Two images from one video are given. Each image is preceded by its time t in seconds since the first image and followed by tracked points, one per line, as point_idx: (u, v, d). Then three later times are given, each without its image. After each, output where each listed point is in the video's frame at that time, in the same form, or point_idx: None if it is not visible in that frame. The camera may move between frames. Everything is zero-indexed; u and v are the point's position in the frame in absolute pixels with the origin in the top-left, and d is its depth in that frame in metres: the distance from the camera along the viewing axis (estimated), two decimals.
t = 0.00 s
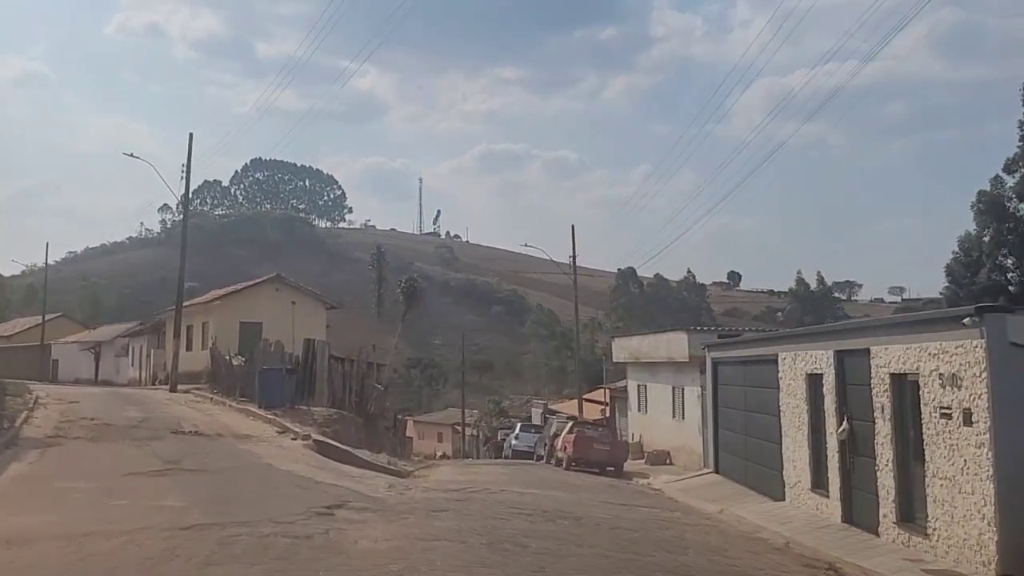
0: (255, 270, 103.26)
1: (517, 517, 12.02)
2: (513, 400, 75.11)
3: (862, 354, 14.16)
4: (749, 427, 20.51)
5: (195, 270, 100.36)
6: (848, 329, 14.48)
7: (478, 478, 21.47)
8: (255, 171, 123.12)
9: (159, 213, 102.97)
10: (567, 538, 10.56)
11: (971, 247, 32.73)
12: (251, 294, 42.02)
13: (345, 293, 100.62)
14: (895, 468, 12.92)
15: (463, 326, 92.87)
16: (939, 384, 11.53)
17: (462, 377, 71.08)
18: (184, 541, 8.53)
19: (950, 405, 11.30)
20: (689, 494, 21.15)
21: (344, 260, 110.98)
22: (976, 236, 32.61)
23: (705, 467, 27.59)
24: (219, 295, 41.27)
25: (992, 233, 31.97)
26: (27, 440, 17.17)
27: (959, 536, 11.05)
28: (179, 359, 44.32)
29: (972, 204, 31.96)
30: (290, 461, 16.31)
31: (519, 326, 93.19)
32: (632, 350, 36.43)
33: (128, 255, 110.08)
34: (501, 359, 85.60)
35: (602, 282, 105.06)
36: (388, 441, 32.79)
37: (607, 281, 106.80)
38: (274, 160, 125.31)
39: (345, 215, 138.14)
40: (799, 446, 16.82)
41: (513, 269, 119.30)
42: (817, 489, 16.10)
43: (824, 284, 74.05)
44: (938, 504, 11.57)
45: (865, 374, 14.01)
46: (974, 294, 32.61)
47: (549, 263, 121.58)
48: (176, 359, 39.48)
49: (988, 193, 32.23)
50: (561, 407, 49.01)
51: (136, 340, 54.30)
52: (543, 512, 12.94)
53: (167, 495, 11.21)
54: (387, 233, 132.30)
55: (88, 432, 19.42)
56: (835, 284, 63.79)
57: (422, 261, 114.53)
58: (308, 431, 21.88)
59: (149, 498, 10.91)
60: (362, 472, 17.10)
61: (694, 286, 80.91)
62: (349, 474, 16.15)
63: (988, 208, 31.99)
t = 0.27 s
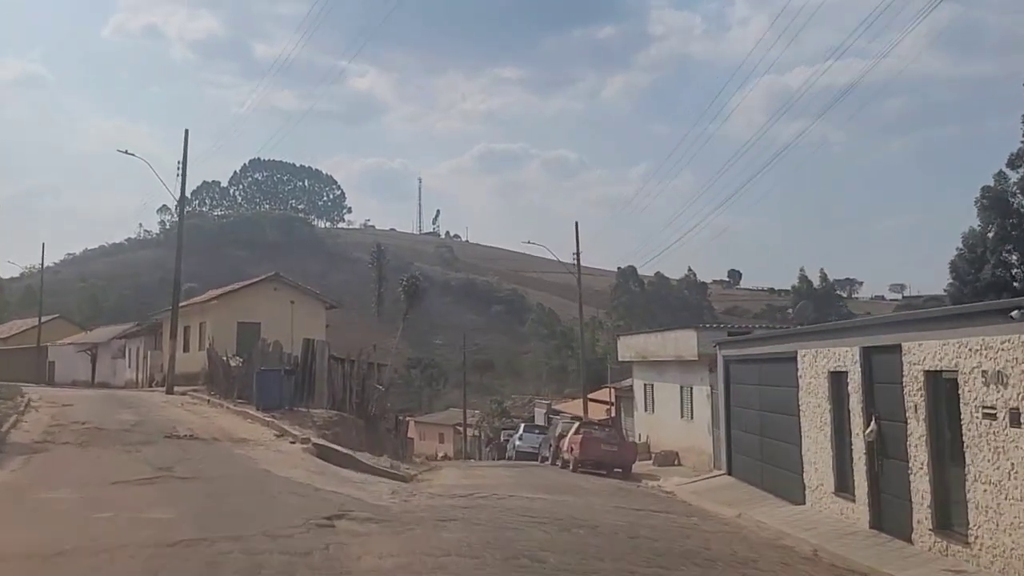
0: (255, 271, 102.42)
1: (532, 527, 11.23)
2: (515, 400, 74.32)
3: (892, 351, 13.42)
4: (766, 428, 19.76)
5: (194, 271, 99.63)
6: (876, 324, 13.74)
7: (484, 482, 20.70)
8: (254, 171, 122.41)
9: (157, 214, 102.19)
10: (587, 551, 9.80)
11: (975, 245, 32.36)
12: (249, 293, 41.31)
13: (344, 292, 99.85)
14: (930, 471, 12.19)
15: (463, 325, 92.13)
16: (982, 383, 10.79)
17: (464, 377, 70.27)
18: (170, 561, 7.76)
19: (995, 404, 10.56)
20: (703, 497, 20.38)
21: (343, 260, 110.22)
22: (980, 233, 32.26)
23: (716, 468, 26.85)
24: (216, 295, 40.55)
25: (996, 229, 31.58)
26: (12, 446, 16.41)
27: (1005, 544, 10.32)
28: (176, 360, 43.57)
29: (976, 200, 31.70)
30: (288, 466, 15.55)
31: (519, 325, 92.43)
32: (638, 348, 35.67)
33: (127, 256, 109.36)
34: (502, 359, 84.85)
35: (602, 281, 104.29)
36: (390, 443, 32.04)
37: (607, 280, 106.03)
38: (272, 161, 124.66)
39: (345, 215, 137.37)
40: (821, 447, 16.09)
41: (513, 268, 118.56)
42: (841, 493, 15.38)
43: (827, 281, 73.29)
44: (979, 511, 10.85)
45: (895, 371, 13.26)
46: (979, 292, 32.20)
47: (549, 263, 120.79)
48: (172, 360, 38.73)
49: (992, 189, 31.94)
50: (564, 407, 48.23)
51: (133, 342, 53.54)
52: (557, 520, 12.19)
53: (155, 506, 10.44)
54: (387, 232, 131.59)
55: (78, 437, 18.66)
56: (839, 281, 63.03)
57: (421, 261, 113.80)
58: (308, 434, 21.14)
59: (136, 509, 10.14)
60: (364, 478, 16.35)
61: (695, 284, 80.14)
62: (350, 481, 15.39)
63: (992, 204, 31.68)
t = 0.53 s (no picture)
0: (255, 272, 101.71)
1: (545, 536, 10.59)
2: (517, 400, 73.63)
3: (922, 346, 12.75)
4: (782, 427, 19.08)
5: (193, 273, 98.99)
6: (904, 319, 13.08)
7: (489, 485, 20.02)
8: (253, 173, 121.79)
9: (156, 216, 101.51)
10: (608, 562, 9.15)
11: (981, 240, 33.33)
12: (248, 294, 40.65)
13: (344, 293, 99.21)
14: (966, 473, 11.52)
15: (464, 326, 91.53)
16: None
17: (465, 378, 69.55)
18: None
19: None
20: (717, 499, 19.69)
21: (342, 261, 109.58)
22: (985, 229, 33.17)
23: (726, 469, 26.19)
24: (214, 295, 39.90)
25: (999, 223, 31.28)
26: None
27: None
28: (173, 362, 42.90)
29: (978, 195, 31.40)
30: (286, 472, 14.86)
31: (520, 326, 91.79)
32: (644, 347, 35.02)
33: (126, 259, 108.67)
34: (503, 359, 84.26)
35: (603, 281, 103.67)
36: (392, 446, 31.37)
37: (607, 279, 105.43)
38: (271, 162, 124.14)
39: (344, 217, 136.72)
40: (843, 448, 15.42)
41: (513, 268, 117.95)
42: (865, 495, 14.72)
43: (829, 279, 72.81)
44: None
45: (926, 368, 12.61)
46: (986, 286, 33.27)
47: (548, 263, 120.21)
48: (170, 362, 38.10)
49: (994, 184, 32.70)
50: (568, 407, 47.56)
51: (131, 344, 52.89)
52: (571, 529, 11.52)
53: (145, 516, 9.78)
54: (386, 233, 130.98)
55: (69, 442, 17.97)
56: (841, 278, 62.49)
57: (421, 261, 113.18)
58: (308, 437, 20.48)
59: (124, 520, 9.49)
60: (366, 483, 15.68)
61: (695, 283, 79.61)
62: (352, 486, 14.70)
63: (996, 200, 32.50)
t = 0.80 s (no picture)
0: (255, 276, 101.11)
1: (559, 547, 9.98)
2: (519, 402, 73.05)
3: (951, 343, 12.15)
4: (797, 429, 18.48)
5: (192, 276, 98.46)
6: (931, 314, 12.47)
7: (497, 491, 19.41)
8: (252, 176, 121.19)
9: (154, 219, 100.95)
10: None
11: (983, 236, 32.85)
12: (246, 296, 40.07)
13: (344, 295, 98.66)
14: (1002, 476, 10.91)
15: (464, 327, 90.92)
16: None
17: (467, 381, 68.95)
18: None
19: None
20: (730, 502, 19.08)
21: (342, 264, 109.01)
22: (987, 225, 32.79)
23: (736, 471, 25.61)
24: (212, 297, 39.34)
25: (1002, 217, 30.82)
26: None
27: None
28: (172, 366, 42.29)
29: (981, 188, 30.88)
30: (284, 479, 14.26)
31: (521, 327, 91.21)
32: (650, 347, 34.42)
33: (125, 263, 108.14)
34: (504, 361, 83.66)
35: (604, 281, 103.08)
36: (394, 450, 30.76)
37: (608, 279, 104.85)
38: (270, 165, 123.68)
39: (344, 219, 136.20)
40: (865, 449, 14.82)
41: (513, 269, 117.40)
42: (889, 498, 14.12)
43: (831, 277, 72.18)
44: None
45: (956, 365, 12.00)
46: (988, 283, 32.68)
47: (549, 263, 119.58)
48: (168, 366, 37.53)
49: (996, 180, 32.56)
50: (572, 408, 46.91)
51: (129, 348, 52.33)
52: (585, 539, 10.91)
53: (131, 531, 9.17)
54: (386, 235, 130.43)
55: (61, 449, 17.41)
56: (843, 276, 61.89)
57: (420, 263, 112.61)
58: (309, 442, 19.91)
59: (109, 535, 8.89)
60: (368, 490, 15.08)
61: (696, 283, 79.02)
62: (354, 493, 14.10)
63: (998, 195, 32.28)
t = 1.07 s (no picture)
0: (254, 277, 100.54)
1: (572, 554, 9.48)
2: (521, 401, 72.52)
3: (977, 337, 11.67)
4: (811, 428, 18.00)
5: (191, 278, 97.99)
6: (957, 307, 11.96)
7: (502, 492, 18.91)
8: (250, 177, 120.67)
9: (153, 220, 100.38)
10: None
11: (985, 232, 32.35)
12: (244, 296, 39.58)
13: (344, 296, 98.12)
14: None
15: (465, 327, 90.36)
16: None
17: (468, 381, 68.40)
18: None
19: None
20: (742, 503, 18.60)
21: (342, 264, 108.46)
22: (990, 220, 32.29)
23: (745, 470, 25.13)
24: (210, 297, 38.87)
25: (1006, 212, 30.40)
26: None
27: None
28: (170, 368, 41.79)
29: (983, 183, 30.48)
30: (283, 482, 13.78)
31: (522, 326, 90.67)
32: (655, 345, 33.90)
33: (124, 265, 107.69)
34: (505, 361, 83.13)
35: (604, 280, 102.52)
36: (396, 451, 30.27)
37: (608, 278, 104.30)
38: (269, 166, 123.18)
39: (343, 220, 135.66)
40: (885, 448, 14.33)
41: (513, 269, 116.85)
42: (911, 499, 13.63)
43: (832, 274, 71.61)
44: None
45: (985, 361, 11.50)
46: (992, 279, 32.23)
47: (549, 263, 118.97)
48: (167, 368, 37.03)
49: (999, 176, 32.04)
50: (575, 408, 46.39)
51: (128, 351, 51.79)
52: (598, 544, 10.40)
53: (120, 541, 8.68)
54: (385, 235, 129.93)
55: (54, 453, 16.94)
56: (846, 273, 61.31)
57: (420, 263, 112.06)
58: (309, 443, 19.42)
59: (96, 545, 8.40)
60: (371, 494, 14.57)
61: (697, 281, 78.47)
62: (356, 497, 13.61)
63: (1001, 191, 31.78)
